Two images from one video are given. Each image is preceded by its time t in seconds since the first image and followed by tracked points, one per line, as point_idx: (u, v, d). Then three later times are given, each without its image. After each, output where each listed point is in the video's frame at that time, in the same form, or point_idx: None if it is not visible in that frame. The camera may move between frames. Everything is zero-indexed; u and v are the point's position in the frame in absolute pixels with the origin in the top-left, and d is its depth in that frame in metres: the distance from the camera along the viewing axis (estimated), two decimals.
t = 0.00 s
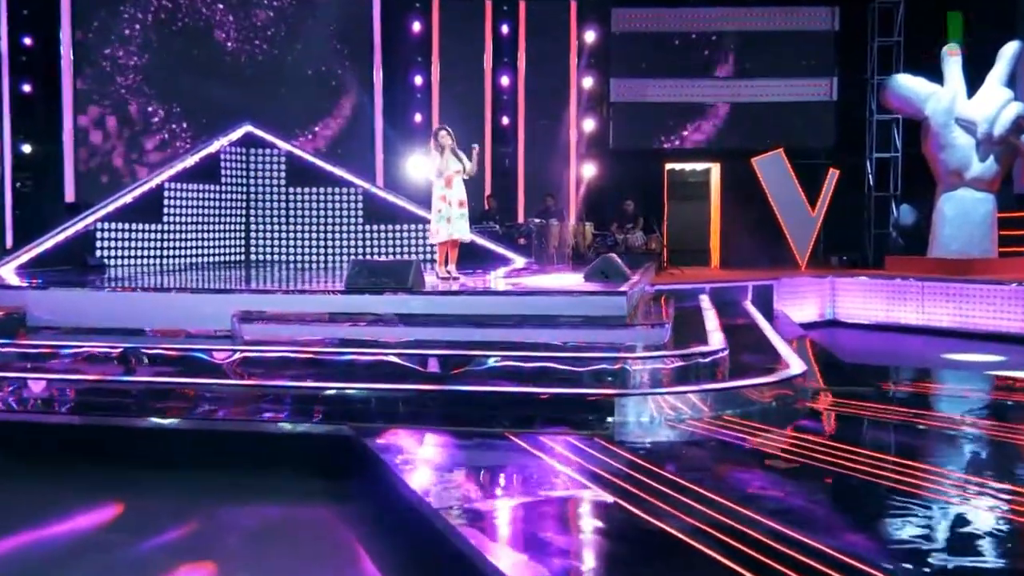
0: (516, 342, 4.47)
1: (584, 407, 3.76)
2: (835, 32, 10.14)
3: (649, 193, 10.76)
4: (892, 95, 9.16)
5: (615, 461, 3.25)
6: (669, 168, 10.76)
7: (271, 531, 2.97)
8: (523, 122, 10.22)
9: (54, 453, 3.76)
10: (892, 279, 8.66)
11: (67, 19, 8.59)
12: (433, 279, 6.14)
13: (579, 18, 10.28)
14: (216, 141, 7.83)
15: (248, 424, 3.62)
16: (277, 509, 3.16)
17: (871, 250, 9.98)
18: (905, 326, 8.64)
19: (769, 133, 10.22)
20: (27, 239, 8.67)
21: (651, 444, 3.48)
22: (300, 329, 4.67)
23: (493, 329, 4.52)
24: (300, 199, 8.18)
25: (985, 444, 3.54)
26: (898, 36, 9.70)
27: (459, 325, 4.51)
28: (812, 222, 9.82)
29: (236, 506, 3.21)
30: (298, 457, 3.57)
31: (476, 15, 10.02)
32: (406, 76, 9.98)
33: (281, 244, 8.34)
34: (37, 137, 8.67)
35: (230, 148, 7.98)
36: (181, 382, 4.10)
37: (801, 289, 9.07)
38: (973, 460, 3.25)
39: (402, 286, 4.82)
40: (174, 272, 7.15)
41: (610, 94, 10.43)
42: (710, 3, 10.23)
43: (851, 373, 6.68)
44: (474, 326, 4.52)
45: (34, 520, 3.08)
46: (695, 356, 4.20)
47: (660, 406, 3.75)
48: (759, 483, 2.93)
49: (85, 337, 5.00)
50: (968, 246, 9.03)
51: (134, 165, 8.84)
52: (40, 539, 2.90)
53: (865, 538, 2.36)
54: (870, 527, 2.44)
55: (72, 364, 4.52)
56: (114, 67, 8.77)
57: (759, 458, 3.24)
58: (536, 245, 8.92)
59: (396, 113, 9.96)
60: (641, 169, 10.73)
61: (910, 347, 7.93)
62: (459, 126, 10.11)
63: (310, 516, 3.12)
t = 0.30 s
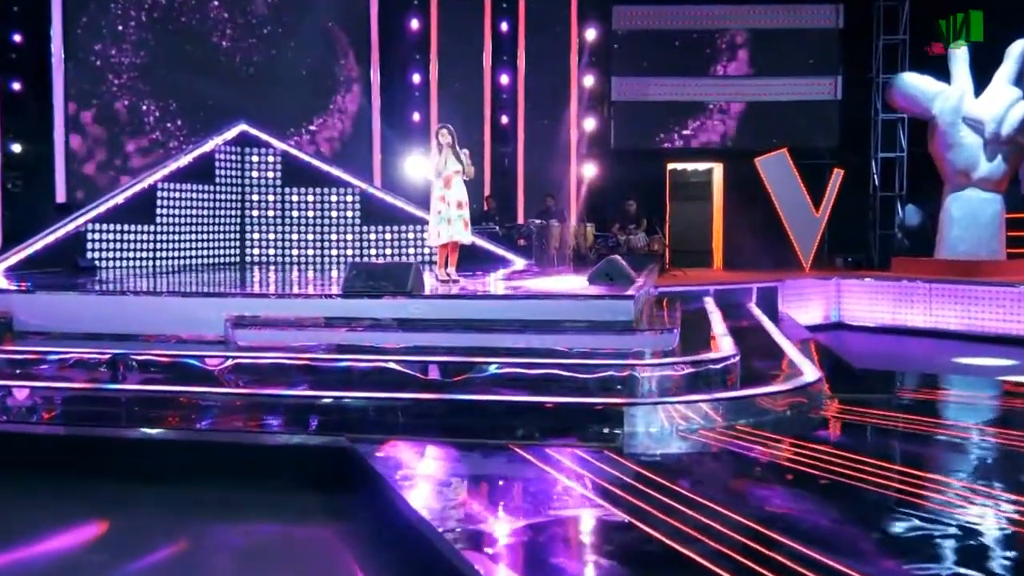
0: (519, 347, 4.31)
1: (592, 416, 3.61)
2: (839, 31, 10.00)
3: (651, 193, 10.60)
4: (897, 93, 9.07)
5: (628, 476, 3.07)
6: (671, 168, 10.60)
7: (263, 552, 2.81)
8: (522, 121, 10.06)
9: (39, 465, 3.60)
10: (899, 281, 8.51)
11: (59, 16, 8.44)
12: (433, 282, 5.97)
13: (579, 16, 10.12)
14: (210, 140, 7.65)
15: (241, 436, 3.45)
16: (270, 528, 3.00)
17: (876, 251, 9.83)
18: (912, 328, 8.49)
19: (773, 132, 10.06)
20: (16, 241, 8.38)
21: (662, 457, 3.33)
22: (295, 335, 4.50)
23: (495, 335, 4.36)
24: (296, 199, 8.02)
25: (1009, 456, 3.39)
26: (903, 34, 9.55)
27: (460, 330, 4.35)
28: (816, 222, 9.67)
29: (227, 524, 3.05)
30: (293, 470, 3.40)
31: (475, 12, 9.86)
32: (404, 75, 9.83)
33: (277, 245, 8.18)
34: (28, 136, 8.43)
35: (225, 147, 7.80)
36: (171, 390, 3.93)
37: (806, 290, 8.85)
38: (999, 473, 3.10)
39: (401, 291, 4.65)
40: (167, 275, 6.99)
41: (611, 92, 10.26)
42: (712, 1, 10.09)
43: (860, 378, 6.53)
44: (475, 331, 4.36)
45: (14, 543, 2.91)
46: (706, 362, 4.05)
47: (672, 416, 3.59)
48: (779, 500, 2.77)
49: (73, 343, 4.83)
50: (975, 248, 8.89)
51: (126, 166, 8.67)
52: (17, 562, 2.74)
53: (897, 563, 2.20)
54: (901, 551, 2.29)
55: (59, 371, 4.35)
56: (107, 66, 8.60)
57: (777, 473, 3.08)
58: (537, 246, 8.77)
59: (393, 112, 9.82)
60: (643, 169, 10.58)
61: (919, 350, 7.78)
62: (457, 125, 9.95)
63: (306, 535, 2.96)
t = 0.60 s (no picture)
0: (525, 355, 4.13)
1: (603, 427, 3.43)
2: (844, 28, 9.84)
3: (653, 193, 10.44)
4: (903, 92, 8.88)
5: (644, 493, 2.90)
6: (672, 167, 10.44)
7: None
8: (521, 120, 9.89)
9: (18, 480, 3.41)
10: (907, 283, 8.35)
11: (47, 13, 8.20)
12: (430, 284, 5.79)
13: (579, 13, 9.95)
14: (202, 139, 7.44)
15: (234, 450, 3.27)
16: (265, 550, 2.82)
17: (880, 252, 9.68)
18: (919, 331, 8.33)
19: (777, 132, 9.90)
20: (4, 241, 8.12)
21: (679, 473, 3.15)
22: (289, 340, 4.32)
23: (498, 341, 4.18)
24: (290, 199, 7.84)
25: None
26: (909, 32, 9.40)
27: (462, 336, 4.16)
28: (819, 222, 9.52)
29: (218, 546, 2.87)
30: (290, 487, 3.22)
31: (474, 9, 9.68)
32: (401, 73, 9.61)
33: (271, 246, 8.00)
34: (15, 135, 8.12)
35: (218, 146, 7.58)
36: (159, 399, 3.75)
37: (812, 293, 8.71)
38: None
39: (400, 294, 4.46)
40: (158, 277, 6.80)
41: (611, 91, 10.07)
42: None
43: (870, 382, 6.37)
44: (478, 337, 4.18)
45: None
46: (721, 370, 3.87)
47: (688, 428, 3.40)
48: (809, 522, 2.60)
49: (58, 348, 4.65)
50: (982, 249, 8.73)
51: (116, 165, 8.47)
52: None
53: None
54: None
55: (43, 379, 4.16)
56: (97, 64, 8.40)
57: (803, 490, 2.91)
58: (536, 247, 8.60)
59: (390, 110, 9.62)
60: (644, 169, 10.42)
61: (926, 354, 7.63)
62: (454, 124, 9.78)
63: (302, 557, 2.78)
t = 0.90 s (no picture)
0: (532, 362, 3.97)
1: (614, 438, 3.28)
2: (848, 28, 9.72)
3: (656, 194, 10.27)
4: (907, 91, 8.74)
5: (660, 510, 2.74)
6: (674, 169, 10.30)
7: None
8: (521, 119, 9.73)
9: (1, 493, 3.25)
10: (914, 286, 8.21)
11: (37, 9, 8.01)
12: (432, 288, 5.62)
13: (580, 11, 9.81)
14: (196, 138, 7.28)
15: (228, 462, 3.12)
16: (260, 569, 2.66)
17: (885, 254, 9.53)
18: (926, 335, 8.20)
19: (782, 132, 9.76)
20: None
21: (696, 487, 3.00)
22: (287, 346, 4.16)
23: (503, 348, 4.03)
24: (286, 200, 7.67)
25: None
26: (914, 31, 9.28)
27: (467, 342, 4.01)
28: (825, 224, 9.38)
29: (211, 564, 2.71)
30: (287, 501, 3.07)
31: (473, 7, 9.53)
32: (400, 72, 9.49)
33: (266, 248, 7.83)
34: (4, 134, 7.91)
35: (212, 146, 7.43)
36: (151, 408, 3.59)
37: (818, 296, 8.57)
38: None
39: (402, 298, 4.31)
40: (150, 280, 6.63)
41: (613, 90, 9.91)
42: None
43: (881, 388, 6.23)
44: (482, 343, 4.02)
45: None
46: (736, 378, 3.73)
47: (704, 440, 3.26)
48: (837, 540, 2.46)
49: (46, 354, 4.48)
50: (989, 251, 8.60)
51: (108, 165, 8.30)
52: None
53: None
54: None
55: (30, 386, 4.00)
56: (88, 61, 8.22)
57: (831, 507, 2.76)
58: (537, 249, 8.44)
59: (387, 109, 9.45)
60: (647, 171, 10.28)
61: (935, 358, 7.48)
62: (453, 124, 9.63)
63: None
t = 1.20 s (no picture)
0: (541, 369, 3.79)
1: (630, 451, 3.11)
2: (855, 25, 9.55)
3: (660, 194, 10.11)
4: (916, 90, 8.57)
5: (679, 528, 2.56)
6: (678, 168, 10.15)
7: None
8: (522, 118, 9.55)
9: None
10: (924, 288, 8.04)
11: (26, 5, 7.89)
12: (432, 291, 5.43)
13: (582, 7, 9.64)
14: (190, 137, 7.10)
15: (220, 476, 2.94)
16: None
17: (892, 256, 9.35)
18: (937, 338, 8.03)
19: (787, 131, 9.60)
20: None
21: (719, 503, 2.83)
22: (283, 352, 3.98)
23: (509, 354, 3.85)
24: (284, 200, 7.49)
25: None
26: (922, 29, 9.12)
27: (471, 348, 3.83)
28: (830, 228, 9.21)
29: None
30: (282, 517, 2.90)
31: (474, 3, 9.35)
32: (398, 68, 9.27)
33: (263, 248, 7.66)
34: None
35: (207, 145, 7.25)
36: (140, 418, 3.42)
37: (825, 298, 8.41)
38: None
39: (404, 302, 4.13)
40: (143, 282, 6.45)
41: (615, 88, 9.75)
42: None
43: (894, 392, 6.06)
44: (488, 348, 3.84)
45: None
46: (755, 386, 3.55)
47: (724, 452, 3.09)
48: (871, 563, 2.29)
49: (33, 360, 4.31)
50: (1000, 253, 8.42)
51: (101, 163, 8.14)
52: None
53: None
54: None
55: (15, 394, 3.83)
56: (77, 58, 8.05)
57: (865, 525, 2.58)
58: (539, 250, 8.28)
59: (387, 107, 9.27)
60: (650, 170, 10.13)
61: (946, 362, 7.32)
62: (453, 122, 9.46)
63: None
